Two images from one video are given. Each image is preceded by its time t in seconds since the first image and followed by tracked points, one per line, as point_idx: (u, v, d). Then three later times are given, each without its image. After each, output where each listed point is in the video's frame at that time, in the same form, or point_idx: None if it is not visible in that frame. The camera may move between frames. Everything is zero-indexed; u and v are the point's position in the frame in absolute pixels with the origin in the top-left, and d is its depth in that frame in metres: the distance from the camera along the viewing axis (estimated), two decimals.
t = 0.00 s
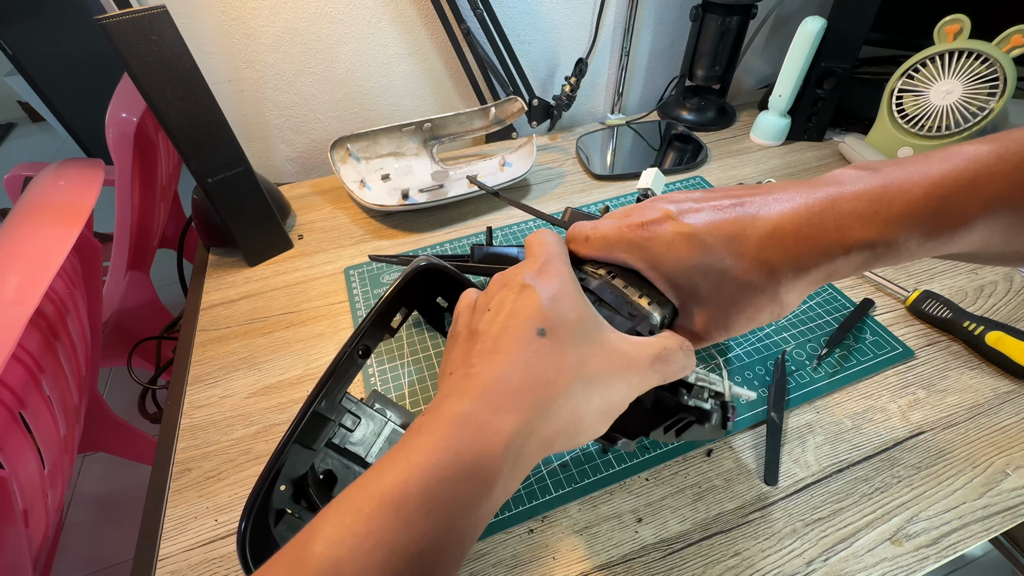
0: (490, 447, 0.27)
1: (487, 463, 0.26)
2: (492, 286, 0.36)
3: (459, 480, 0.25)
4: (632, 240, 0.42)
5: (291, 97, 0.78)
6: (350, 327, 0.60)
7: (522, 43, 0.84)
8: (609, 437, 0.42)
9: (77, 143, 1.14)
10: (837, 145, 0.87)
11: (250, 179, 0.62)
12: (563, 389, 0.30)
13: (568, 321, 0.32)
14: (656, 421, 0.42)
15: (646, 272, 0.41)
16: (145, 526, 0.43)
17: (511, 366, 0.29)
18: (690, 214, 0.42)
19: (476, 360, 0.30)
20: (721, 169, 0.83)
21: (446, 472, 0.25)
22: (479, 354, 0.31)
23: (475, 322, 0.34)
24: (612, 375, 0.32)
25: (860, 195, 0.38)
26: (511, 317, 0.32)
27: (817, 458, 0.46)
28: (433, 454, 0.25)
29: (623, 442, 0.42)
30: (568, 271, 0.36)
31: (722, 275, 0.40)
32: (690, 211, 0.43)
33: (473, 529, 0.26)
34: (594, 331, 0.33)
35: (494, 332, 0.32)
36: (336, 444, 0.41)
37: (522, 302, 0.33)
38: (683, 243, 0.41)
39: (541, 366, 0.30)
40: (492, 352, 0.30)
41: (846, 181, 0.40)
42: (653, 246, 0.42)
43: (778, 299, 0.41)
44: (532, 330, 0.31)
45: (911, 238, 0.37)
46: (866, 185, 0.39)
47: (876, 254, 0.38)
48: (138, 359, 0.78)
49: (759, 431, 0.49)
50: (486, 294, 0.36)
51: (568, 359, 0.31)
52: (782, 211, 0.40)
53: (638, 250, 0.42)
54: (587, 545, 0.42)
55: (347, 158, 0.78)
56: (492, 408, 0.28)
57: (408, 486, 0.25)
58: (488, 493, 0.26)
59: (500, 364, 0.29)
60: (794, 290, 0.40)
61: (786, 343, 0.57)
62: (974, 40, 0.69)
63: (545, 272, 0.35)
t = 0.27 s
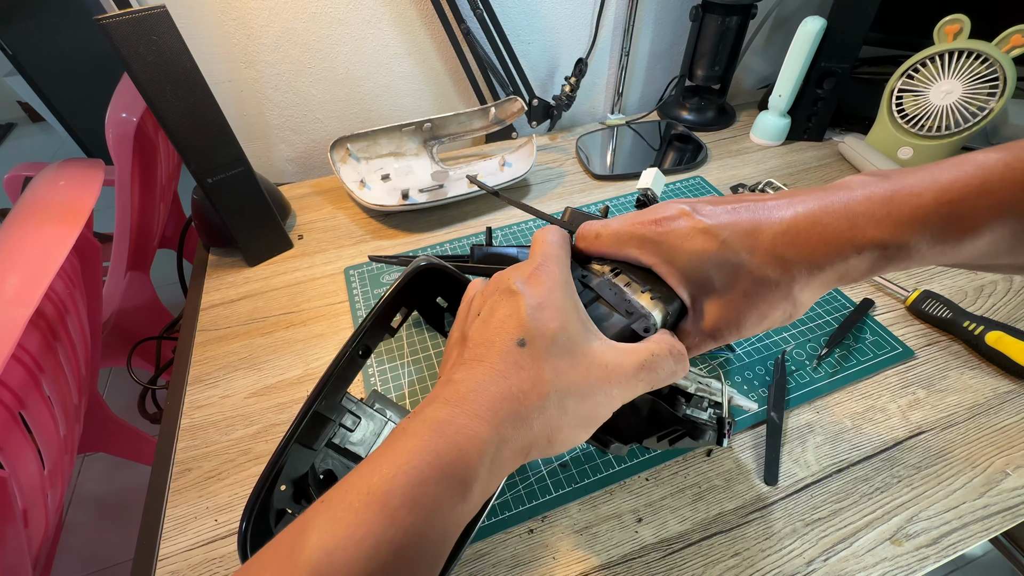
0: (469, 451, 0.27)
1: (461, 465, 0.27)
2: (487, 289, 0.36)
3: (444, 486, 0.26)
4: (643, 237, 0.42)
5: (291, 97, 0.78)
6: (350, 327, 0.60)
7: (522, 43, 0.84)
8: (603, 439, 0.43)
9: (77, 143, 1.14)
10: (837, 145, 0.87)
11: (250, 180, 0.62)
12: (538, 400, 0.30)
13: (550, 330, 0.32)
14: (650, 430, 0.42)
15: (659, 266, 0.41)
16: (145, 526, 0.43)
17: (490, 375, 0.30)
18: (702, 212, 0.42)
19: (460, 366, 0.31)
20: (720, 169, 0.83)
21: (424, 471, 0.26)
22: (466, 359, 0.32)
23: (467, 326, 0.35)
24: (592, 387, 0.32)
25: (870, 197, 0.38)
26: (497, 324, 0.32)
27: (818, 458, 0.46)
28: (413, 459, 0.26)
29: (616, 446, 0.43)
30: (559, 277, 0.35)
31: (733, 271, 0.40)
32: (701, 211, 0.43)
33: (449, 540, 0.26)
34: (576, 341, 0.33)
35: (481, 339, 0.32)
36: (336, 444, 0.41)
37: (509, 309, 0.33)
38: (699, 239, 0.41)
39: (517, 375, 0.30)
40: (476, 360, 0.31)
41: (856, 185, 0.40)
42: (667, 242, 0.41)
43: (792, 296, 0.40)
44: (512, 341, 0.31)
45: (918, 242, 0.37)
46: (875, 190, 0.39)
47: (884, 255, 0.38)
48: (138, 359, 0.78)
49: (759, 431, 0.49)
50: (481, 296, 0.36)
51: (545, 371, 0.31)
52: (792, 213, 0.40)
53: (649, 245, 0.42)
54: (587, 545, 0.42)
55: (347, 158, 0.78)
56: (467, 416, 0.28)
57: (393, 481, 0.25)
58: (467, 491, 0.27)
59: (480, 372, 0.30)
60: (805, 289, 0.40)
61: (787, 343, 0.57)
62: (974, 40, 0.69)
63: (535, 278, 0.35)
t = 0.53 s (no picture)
0: (464, 459, 0.28)
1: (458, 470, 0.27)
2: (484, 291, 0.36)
3: (441, 493, 0.26)
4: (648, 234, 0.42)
5: (291, 97, 0.78)
6: (350, 327, 0.60)
7: (522, 43, 0.84)
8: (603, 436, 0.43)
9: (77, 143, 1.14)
10: (837, 145, 0.87)
11: (250, 180, 0.62)
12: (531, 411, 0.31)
13: (541, 339, 0.32)
14: (649, 424, 0.42)
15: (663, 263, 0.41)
16: (145, 526, 0.43)
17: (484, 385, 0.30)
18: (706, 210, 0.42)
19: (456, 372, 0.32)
20: (720, 169, 0.83)
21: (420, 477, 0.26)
22: (464, 365, 0.32)
23: (465, 329, 0.35)
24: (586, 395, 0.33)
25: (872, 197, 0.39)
26: (492, 332, 0.32)
27: (818, 458, 0.46)
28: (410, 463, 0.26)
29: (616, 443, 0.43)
30: (554, 281, 0.35)
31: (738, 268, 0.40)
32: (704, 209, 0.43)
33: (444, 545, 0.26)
34: (568, 349, 0.33)
35: (476, 346, 0.32)
36: (336, 444, 0.41)
37: (503, 317, 0.33)
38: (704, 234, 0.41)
39: (511, 386, 0.31)
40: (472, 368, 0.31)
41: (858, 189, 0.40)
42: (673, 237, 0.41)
43: (795, 294, 0.40)
44: (503, 350, 0.31)
45: (919, 244, 0.37)
46: (876, 191, 0.39)
47: (886, 255, 0.38)
48: (137, 359, 0.78)
49: (758, 431, 0.49)
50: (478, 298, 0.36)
51: (537, 381, 0.31)
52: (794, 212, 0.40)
53: (654, 241, 0.42)
54: (587, 545, 0.42)
55: (347, 158, 0.78)
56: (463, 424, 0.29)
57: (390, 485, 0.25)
58: (465, 496, 0.27)
59: (474, 381, 0.31)
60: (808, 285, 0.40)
61: (786, 343, 0.57)
62: (974, 40, 0.69)
63: (530, 283, 0.34)
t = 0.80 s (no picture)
0: (464, 458, 0.28)
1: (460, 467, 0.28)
2: (488, 287, 0.36)
3: (440, 493, 0.27)
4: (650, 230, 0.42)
5: (291, 97, 0.78)
6: (350, 327, 0.60)
7: (522, 43, 0.84)
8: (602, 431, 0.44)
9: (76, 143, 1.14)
10: (837, 145, 0.87)
11: (250, 180, 0.62)
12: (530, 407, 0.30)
13: (545, 339, 0.32)
14: (647, 419, 0.42)
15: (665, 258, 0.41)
16: (145, 526, 0.43)
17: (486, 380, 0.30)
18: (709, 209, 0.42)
19: (457, 369, 0.32)
20: (720, 169, 0.83)
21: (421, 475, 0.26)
22: (466, 359, 0.32)
23: (467, 325, 0.35)
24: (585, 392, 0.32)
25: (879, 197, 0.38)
26: (495, 328, 0.32)
27: (818, 458, 0.46)
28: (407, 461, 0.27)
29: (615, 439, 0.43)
30: (559, 279, 0.35)
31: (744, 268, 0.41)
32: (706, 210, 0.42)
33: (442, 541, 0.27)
34: (570, 349, 0.32)
35: (479, 342, 0.32)
36: (336, 444, 0.41)
37: (507, 313, 0.33)
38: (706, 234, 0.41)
39: (512, 382, 0.30)
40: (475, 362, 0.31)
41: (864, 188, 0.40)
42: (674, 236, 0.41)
43: (799, 292, 0.41)
44: (507, 348, 0.31)
45: (930, 241, 0.37)
46: (883, 190, 0.39)
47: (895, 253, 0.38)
48: (137, 359, 0.78)
49: (758, 431, 0.49)
50: (482, 293, 0.36)
51: (539, 379, 0.31)
52: (797, 212, 0.40)
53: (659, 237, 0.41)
54: (587, 545, 0.42)
55: (347, 158, 0.78)
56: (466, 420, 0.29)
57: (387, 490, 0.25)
58: (464, 493, 0.28)
59: (475, 377, 0.31)
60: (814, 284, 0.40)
61: (787, 343, 0.56)
62: (974, 40, 0.69)
63: (533, 280, 0.34)
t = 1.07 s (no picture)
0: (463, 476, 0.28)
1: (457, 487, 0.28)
2: (517, 303, 0.35)
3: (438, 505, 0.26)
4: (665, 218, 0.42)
5: (291, 97, 0.78)
6: (350, 327, 0.60)
7: (522, 43, 0.84)
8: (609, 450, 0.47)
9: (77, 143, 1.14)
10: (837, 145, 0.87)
11: (250, 179, 0.62)
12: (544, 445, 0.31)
13: (571, 379, 0.31)
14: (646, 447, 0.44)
15: (678, 235, 0.41)
16: (145, 526, 0.43)
17: (503, 418, 0.30)
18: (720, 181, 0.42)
19: (471, 392, 0.31)
20: (720, 169, 0.83)
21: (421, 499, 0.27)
22: (485, 381, 0.31)
23: (487, 341, 0.34)
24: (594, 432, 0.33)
25: (905, 119, 0.35)
26: (522, 358, 0.32)
27: (818, 458, 0.46)
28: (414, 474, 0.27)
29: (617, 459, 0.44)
30: (596, 310, 0.33)
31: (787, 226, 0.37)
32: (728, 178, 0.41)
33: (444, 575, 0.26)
34: (592, 391, 0.33)
35: (501, 368, 0.31)
36: (336, 446, 0.41)
37: (536, 344, 0.32)
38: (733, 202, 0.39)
39: (530, 422, 0.30)
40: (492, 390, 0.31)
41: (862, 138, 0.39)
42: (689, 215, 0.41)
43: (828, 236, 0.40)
44: (533, 386, 0.31)
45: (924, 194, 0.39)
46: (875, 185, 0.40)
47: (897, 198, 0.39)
48: (137, 359, 0.78)
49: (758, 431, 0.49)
50: (510, 307, 0.35)
51: (558, 421, 0.31)
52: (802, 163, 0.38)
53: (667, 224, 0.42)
54: (587, 545, 0.42)
55: (347, 158, 0.78)
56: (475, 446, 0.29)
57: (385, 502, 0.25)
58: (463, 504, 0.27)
59: (496, 412, 0.30)
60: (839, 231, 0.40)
61: (786, 343, 0.57)
62: (973, 40, 0.69)
63: (565, 307, 0.33)
